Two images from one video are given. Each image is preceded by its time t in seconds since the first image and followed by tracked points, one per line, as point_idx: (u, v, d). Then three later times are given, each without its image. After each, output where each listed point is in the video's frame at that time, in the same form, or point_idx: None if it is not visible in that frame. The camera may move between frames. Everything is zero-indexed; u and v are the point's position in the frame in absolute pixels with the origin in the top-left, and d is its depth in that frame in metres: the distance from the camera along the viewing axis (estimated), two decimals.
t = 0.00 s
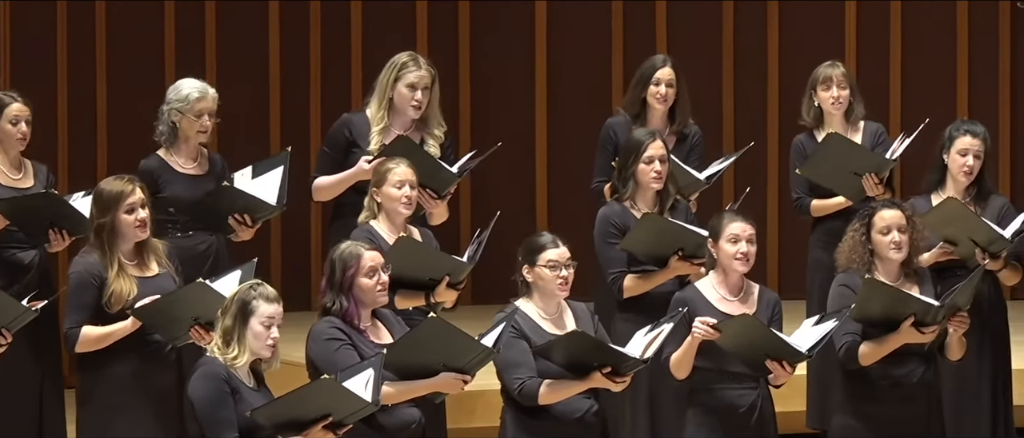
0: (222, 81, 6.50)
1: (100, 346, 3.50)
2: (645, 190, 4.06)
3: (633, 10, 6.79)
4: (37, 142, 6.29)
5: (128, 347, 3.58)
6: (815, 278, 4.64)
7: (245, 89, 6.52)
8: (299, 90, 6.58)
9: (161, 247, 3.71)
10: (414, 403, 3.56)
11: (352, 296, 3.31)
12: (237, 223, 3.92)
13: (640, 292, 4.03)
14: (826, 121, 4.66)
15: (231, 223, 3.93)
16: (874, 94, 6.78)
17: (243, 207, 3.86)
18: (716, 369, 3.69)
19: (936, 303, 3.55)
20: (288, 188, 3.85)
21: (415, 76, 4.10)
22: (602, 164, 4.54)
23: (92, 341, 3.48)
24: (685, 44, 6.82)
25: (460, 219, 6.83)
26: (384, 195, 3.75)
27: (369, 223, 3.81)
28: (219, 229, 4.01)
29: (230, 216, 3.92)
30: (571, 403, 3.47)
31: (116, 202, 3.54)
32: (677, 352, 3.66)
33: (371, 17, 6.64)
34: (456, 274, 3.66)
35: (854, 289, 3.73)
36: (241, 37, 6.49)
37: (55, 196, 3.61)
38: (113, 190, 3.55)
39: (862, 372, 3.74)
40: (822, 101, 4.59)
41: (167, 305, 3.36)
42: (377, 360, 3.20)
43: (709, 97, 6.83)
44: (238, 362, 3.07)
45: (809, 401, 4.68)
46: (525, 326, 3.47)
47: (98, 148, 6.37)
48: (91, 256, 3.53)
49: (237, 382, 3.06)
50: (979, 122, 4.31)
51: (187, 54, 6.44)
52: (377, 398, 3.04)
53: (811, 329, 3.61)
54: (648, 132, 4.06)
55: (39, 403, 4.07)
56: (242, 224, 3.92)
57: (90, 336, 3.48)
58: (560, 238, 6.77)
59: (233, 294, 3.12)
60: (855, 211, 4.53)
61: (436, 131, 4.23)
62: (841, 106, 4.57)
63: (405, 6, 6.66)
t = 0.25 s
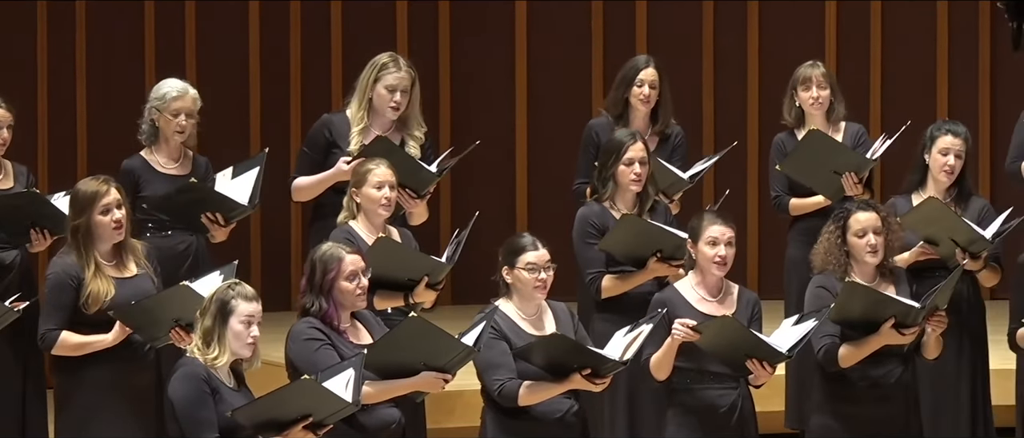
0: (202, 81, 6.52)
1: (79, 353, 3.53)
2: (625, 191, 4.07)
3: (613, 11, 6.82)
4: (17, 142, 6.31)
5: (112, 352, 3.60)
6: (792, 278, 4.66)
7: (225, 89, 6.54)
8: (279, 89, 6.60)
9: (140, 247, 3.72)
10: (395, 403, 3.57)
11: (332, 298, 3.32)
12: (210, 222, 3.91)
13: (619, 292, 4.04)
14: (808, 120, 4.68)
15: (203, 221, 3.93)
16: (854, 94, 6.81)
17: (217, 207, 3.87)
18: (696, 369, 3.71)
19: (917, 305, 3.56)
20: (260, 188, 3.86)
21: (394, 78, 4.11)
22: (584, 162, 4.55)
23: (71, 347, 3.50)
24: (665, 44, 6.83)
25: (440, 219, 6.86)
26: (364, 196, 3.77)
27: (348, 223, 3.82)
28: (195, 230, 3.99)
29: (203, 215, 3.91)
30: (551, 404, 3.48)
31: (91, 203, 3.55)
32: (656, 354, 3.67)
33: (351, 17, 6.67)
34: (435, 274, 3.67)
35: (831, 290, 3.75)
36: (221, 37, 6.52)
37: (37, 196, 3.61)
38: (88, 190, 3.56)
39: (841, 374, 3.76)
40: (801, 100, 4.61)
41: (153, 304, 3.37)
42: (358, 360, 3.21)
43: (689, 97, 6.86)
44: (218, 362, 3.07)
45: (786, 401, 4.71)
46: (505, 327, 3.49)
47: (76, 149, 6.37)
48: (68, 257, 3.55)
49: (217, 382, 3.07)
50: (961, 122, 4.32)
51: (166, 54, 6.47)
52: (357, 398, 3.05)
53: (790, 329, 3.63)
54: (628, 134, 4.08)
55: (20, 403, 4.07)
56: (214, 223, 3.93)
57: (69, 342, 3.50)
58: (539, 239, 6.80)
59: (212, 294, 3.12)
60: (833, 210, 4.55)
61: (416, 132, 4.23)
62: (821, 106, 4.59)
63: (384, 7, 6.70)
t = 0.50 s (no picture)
0: (188, 81, 6.53)
1: (65, 355, 3.51)
2: (614, 190, 4.06)
3: (599, 11, 6.82)
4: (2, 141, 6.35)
5: (95, 355, 3.60)
6: (777, 279, 4.66)
7: (212, 89, 6.55)
8: (266, 89, 6.60)
9: (125, 248, 3.71)
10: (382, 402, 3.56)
11: (320, 298, 3.31)
12: (191, 223, 3.91)
13: (605, 292, 4.04)
14: (794, 119, 4.67)
15: (183, 222, 3.92)
16: (841, 95, 6.82)
17: (197, 208, 3.86)
18: (684, 368, 3.70)
19: (904, 307, 3.57)
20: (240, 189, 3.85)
21: (379, 77, 4.11)
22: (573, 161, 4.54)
23: (56, 349, 3.48)
24: (652, 44, 6.85)
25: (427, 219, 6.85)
26: (348, 196, 3.77)
27: (333, 224, 3.82)
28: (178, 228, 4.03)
29: (181, 217, 3.90)
30: (538, 404, 3.48)
31: (74, 203, 3.54)
32: (644, 353, 3.67)
33: (338, 17, 6.68)
34: (422, 274, 3.67)
35: (816, 291, 3.76)
36: (208, 37, 6.53)
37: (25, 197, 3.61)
38: (71, 190, 3.55)
39: (827, 375, 3.76)
40: (789, 100, 4.61)
41: (136, 306, 3.36)
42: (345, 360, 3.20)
43: (676, 97, 6.87)
44: (203, 363, 3.07)
45: (772, 402, 4.71)
46: (492, 328, 3.48)
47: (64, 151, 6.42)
48: (52, 258, 3.54)
49: (203, 383, 3.06)
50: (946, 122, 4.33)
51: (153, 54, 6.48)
52: (344, 399, 3.04)
53: (777, 328, 3.64)
54: (617, 133, 4.08)
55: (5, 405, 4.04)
56: (194, 224, 3.92)
57: (55, 344, 3.48)
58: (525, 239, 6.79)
59: (199, 294, 3.11)
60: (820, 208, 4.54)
61: (402, 132, 4.23)
62: (810, 107, 4.60)
63: (371, 7, 6.70)
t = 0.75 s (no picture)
0: (166, 81, 6.51)
1: (40, 355, 3.48)
2: (595, 188, 4.07)
3: (577, 11, 6.82)
4: None
5: (70, 355, 3.58)
6: (753, 279, 4.67)
7: (189, 88, 6.53)
8: (243, 89, 6.58)
9: (100, 248, 3.70)
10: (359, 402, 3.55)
11: (297, 297, 3.31)
12: (164, 223, 3.88)
13: (583, 290, 4.04)
14: (774, 119, 4.67)
15: (157, 221, 3.89)
16: (818, 95, 6.84)
17: (170, 209, 3.84)
18: (663, 368, 3.69)
19: (881, 307, 3.59)
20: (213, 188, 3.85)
21: (354, 72, 4.10)
22: (552, 159, 4.55)
23: (31, 349, 3.46)
24: (629, 44, 6.85)
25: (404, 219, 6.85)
26: (324, 197, 3.77)
27: (309, 224, 3.81)
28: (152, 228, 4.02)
29: (157, 216, 3.88)
30: (517, 404, 3.47)
31: (51, 201, 3.53)
32: (624, 353, 3.66)
33: (316, 17, 6.66)
34: (399, 273, 3.66)
35: (794, 292, 3.77)
36: (186, 37, 6.52)
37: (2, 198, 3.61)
38: (48, 189, 3.53)
39: (806, 375, 3.77)
40: (771, 99, 4.59)
41: (111, 306, 3.35)
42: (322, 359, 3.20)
43: (653, 97, 6.87)
44: (179, 363, 3.06)
45: (749, 401, 4.72)
46: (471, 327, 3.48)
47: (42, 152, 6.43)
48: (27, 257, 3.52)
49: (179, 383, 3.04)
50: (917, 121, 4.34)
51: (131, 54, 6.48)
52: (321, 399, 3.04)
53: (757, 328, 3.65)
54: (599, 132, 4.09)
55: None
56: (169, 224, 3.89)
57: (30, 344, 3.46)
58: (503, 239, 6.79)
59: (172, 293, 3.09)
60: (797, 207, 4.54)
61: (379, 129, 4.22)
62: (791, 105, 4.58)
63: (349, 6, 6.69)
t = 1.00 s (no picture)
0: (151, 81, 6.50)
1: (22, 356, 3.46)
2: (583, 189, 4.06)
3: (562, 11, 6.83)
4: None
5: (53, 355, 3.57)
6: (737, 280, 4.66)
7: (173, 88, 6.51)
8: (228, 89, 6.57)
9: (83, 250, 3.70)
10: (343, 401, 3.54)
11: (282, 299, 3.30)
12: (149, 223, 3.88)
13: (569, 289, 4.04)
14: (761, 118, 4.66)
15: (142, 222, 3.89)
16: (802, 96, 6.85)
17: (155, 209, 3.83)
18: (648, 368, 3.69)
19: (867, 307, 3.60)
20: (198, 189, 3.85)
21: (338, 73, 4.10)
22: (535, 160, 4.54)
23: (14, 350, 3.43)
24: (613, 44, 6.85)
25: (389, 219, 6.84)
26: (307, 198, 3.75)
27: (293, 225, 3.80)
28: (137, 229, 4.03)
29: (141, 217, 3.87)
30: (503, 404, 3.47)
31: (37, 201, 3.52)
32: (610, 353, 3.66)
33: (301, 17, 6.65)
34: (382, 274, 3.65)
35: (779, 292, 3.77)
36: (171, 37, 6.51)
37: None
38: (34, 190, 3.53)
39: (791, 375, 3.77)
40: (759, 98, 4.59)
41: (93, 306, 3.35)
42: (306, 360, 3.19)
43: (638, 98, 6.88)
44: (160, 363, 3.05)
45: (732, 402, 4.71)
46: (456, 327, 3.48)
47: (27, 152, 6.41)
48: (10, 257, 3.50)
49: (162, 383, 3.04)
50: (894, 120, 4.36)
51: (115, 54, 6.46)
52: (304, 399, 3.03)
53: (745, 326, 3.66)
54: (589, 132, 4.08)
55: None
56: (153, 225, 3.89)
57: (13, 345, 3.44)
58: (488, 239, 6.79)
59: (153, 293, 3.09)
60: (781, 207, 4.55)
61: (363, 129, 4.22)
62: (778, 105, 4.58)
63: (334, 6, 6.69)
